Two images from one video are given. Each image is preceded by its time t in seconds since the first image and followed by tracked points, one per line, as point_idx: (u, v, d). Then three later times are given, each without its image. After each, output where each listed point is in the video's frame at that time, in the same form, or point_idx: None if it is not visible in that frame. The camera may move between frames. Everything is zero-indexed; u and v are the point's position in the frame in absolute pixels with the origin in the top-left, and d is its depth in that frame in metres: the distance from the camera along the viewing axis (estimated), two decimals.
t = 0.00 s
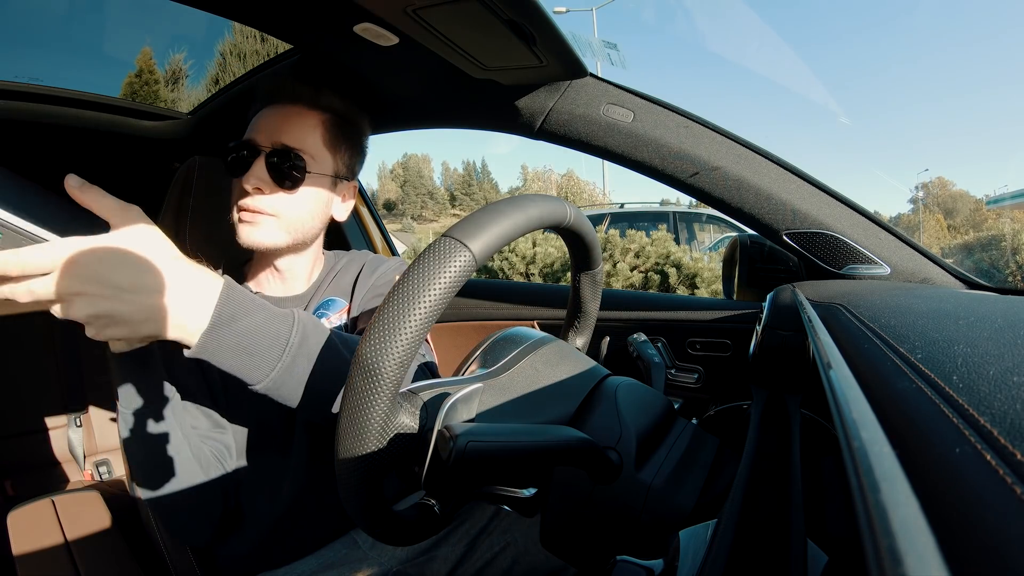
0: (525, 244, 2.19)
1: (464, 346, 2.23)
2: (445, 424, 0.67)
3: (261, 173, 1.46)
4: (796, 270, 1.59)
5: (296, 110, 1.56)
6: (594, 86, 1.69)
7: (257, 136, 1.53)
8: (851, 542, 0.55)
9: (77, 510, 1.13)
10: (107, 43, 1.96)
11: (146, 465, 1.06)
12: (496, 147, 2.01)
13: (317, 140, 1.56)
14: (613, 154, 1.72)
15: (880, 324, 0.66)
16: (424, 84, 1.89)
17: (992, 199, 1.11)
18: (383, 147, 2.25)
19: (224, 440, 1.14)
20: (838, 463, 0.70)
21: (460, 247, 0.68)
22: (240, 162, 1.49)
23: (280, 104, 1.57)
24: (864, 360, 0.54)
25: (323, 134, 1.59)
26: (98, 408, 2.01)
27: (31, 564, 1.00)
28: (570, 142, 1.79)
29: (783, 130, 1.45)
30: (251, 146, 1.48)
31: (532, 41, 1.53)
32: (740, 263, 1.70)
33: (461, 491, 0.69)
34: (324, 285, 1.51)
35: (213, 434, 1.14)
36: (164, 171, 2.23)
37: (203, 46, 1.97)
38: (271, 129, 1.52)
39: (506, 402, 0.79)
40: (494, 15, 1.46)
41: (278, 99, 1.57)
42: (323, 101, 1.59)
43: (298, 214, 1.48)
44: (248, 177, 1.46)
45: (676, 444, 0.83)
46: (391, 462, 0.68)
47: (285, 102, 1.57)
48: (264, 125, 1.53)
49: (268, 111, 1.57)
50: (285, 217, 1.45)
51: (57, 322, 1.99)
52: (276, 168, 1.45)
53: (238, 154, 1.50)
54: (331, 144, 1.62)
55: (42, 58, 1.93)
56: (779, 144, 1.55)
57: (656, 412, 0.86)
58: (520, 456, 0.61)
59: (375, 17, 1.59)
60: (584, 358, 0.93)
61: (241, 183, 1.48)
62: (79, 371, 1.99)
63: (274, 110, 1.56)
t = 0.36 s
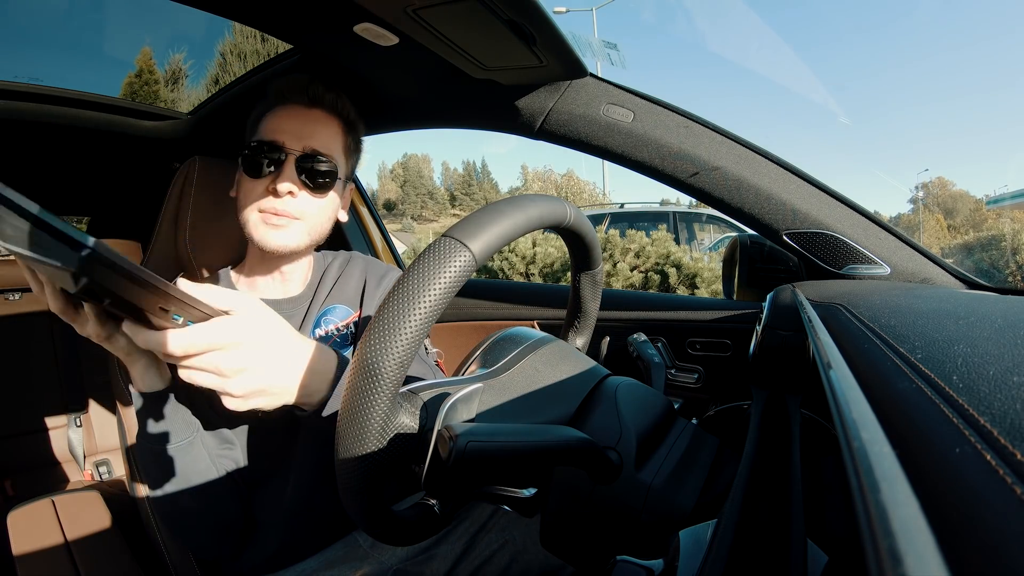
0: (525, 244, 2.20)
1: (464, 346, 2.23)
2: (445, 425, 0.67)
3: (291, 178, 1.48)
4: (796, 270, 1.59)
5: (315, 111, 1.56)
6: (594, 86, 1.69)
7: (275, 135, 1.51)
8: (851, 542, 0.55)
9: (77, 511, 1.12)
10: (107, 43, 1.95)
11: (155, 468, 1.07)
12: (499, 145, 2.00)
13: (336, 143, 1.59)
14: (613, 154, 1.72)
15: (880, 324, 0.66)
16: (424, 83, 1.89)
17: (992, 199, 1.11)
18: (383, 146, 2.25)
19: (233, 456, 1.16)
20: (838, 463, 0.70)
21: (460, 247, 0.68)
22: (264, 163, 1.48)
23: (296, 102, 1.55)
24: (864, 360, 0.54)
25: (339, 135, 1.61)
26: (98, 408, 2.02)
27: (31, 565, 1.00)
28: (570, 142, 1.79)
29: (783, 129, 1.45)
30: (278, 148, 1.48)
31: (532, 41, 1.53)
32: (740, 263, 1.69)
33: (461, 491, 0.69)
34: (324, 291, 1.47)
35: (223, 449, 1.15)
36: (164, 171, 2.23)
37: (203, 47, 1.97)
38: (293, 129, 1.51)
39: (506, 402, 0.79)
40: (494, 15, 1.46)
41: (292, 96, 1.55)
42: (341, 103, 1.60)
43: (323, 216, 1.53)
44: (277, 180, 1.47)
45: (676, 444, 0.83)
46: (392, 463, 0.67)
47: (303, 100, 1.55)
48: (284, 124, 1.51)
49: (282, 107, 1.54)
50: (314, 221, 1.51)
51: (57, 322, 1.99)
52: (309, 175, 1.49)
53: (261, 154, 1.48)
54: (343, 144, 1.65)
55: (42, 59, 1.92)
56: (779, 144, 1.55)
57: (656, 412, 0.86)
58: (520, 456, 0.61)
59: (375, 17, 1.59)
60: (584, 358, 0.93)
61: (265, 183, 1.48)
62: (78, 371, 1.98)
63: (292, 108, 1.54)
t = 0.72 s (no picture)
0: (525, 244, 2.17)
1: (464, 346, 2.23)
2: (445, 424, 0.67)
3: (292, 177, 1.48)
4: (797, 270, 1.59)
5: (309, 115, 1.55)
6: (594, 86, 1.69)
7: (272, 136, 1.49)
8: (851, 542, 0.55)
9: (77, 511, 1.12)
10: (107, 43, 1.96)
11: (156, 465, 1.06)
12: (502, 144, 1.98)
13: (330, 146, 1.60)
14: (613, 154, 1.72)
15: (881, 324, 0.66)
16: (424, 83, 1.89)
17: (992, 199, 1.11)
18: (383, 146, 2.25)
19: (232, 460, 1.18)
20: (838, 463, 0.70)
21: (460, 247, 0.68)
22: (263, 163, 1.46)
23: (288, 106, 1.54)
24: (864, 360, 0.54)
25: (333, 139, 1.62)
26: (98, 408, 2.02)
27: (32, 565, 1.00)
28: (570, 142, 1.79)
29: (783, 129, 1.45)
30: (277, 148, 1.46)
31: (532, 41, 1.53)
32: (740, 263, 1.67)
33: (461, 491, 0.69)
34: (319, 296, 1.49)
35: (220, 454, 1.18)
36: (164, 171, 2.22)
37: (203, 46, 1.99)
38: (289, 131, 1.51)
39: (506, 402, 0.79)
40: (494, 15, 1.46)
41: (285, 99, 1.53)
42: (334, 109, 1.61)
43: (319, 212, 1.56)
44: (278, 180, 1.47)
45: (676, 444, 0.83)
46: (392, 463, 0.67)
47: (296, 104, 1.54)
48: (281, 126, 1.51)
49: (276, 110, 1.53)
50: (311, 217, 1.54)
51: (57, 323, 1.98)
52: (309, 175, 1.49)
53: (260, 154, 1.46)
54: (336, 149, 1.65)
55: (42, 59, 1.91)
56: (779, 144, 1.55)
57: (656, 412, 0.86)
58: (520, 455, 0.61)
59: (376, 17, 1.59)
60: (584, 358, 0.93)
61: (264, 183, 1.47)
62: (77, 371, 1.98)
63: (286, 111, 1.53)
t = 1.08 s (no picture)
0: (525, 244, 2.17)
1: (464, 346, 2.23)
2: (445, 424, 0.67)
3: (285, 176, 1.48)
4: (797, 270, 1.59)
5: (297, 116, 1.56)
6: (594, 86, 1.69)
7: (263, 138, 1.49)
8: (851, 543, 0.55)
9: (77, 511, 1.12)
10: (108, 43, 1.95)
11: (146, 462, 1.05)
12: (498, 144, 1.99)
13: (320, 145, 1.61)
14: (612, 154, 1.72)
15: (881, 324, 0.66)
16: (424, 83, 1.89)
17: (992, 199, 1.11)
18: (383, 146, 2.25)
19: (225, 460, 1.17)
20: (838, 462, 0.70)
21: (460, 247, 0.68)
22: (256, 165, 1.46)
23: (275, 108, 1.54)
24: (864, 360, 0.54)
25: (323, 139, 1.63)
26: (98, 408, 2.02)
27: (31, 565, 1.00)
28: (570, 142, 1.79)
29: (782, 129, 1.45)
30: (270, 149, 1.46)
31: (532, 41, 1.53)
32: (740, 263, 1.67)
33: (461, 491, 0.69)
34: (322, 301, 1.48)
35: (213, 453, 1.16)
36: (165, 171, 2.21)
37: (202, 47, 2.00)
38: (280, 133, 1.51)
39: (506, 402, 0.79)
40: (494, 15, 1.46)
41: (272, 102, 1.54)
42: (321, 109, 1.63)
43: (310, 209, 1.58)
44: (272, 179, 1.47)
45: (676, 444, 0.83)
46: (392, 463, 0.67)
47: (284, 107, 1.55)
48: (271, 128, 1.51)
49: (264, 113, 1.53)
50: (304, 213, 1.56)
51: (56, 323, 1.98)
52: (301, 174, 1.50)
53: (252, 156, 1.46)
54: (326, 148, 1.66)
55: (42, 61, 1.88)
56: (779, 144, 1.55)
57: (656, 412, 0.86)
58: (520, 455, 0.61)
59: (376, 17, 1.59)
60: (584, 358, 0.93)
61: (258, 184, 1.47)
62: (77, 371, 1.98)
63: (275, 112, 1.53)
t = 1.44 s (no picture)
0: (525, 244, 2.19)
1: (464, 346, 2.23)
2: (445, 424, 0.67)
3: (287, 176, 1.49)
4: (796, 270, 1.59)
5: (297, 117, 1.57)
6: (594, 86, 1.70)
7: (263, 140, 1.51)
8: (851, 542, 0.55)
9: (77, 510, 1.12)
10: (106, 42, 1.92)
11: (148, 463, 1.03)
12: (489, 145, 2.01)
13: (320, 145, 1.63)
14: (613, 154, 1.73)
15: (881, 324, 0.66)
16: (424, 84, 1.89)
17: (992, 199, 1.12)
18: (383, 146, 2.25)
19: (221, 459, 1.17)
20: (838, 463, 0.70)
21: (460, 247, 0.68)
22: (257, 166, 1.47)
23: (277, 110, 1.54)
24: (864, 360, 0.54)
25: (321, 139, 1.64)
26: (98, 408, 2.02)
27: (31, 565, 1.00)
28: (570, 142, 1.79)
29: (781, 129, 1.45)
30: (270, 149, 1.48)
31: (532, 41, 1.53)
32: (740, 263, 1.67)
33: (461, 491, 0.69)
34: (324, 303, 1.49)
35: (209, 452, 1.16)
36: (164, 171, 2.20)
37: (202, 48, 2.01)
38: (279, 133, 1.52)
39: (506, 402, 0.79)
40: (494, 15, 1.46)
41: (269, 103, 1.54)
42: (320, 113, 1.63)
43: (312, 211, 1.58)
44: (274, 179, 1.48)
45: (676, 444, 0.83)
46: (392, 463, 0.67)
47: (284, 109, 1.55)
48: (272, 129, 1.51)
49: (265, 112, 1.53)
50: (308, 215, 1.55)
51: (56, 323, 1.98)
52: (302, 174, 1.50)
53: (252, 157, 1.47)
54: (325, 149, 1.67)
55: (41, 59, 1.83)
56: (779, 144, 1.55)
57: (656, 412, 0.86)
58: (520, 456, 0.61)
59: (375, 17, 1.59)
60: (584, 358, 0.93)
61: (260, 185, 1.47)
62: (77, 371, 1.98)
63: (277, 115, 1.53)
